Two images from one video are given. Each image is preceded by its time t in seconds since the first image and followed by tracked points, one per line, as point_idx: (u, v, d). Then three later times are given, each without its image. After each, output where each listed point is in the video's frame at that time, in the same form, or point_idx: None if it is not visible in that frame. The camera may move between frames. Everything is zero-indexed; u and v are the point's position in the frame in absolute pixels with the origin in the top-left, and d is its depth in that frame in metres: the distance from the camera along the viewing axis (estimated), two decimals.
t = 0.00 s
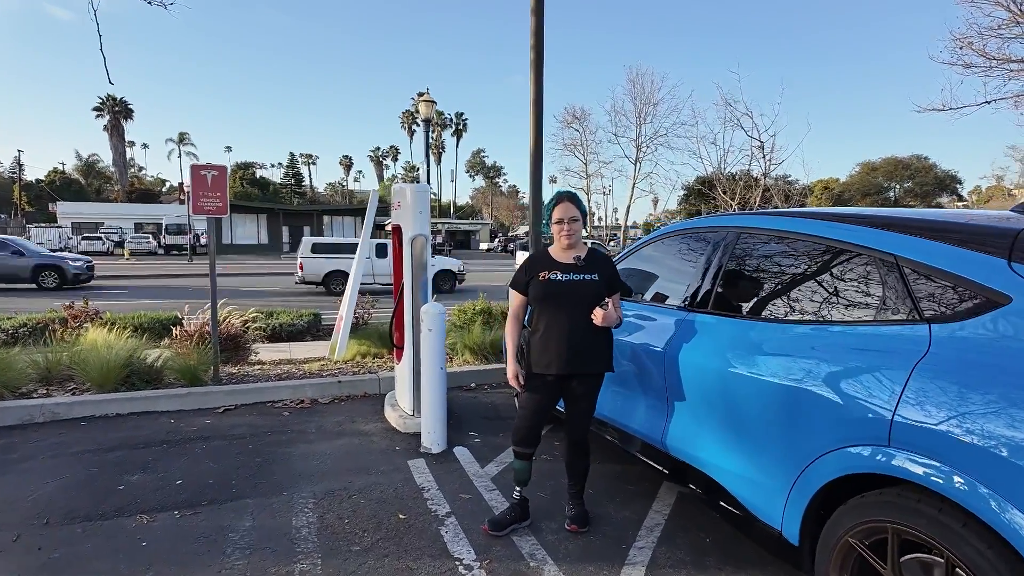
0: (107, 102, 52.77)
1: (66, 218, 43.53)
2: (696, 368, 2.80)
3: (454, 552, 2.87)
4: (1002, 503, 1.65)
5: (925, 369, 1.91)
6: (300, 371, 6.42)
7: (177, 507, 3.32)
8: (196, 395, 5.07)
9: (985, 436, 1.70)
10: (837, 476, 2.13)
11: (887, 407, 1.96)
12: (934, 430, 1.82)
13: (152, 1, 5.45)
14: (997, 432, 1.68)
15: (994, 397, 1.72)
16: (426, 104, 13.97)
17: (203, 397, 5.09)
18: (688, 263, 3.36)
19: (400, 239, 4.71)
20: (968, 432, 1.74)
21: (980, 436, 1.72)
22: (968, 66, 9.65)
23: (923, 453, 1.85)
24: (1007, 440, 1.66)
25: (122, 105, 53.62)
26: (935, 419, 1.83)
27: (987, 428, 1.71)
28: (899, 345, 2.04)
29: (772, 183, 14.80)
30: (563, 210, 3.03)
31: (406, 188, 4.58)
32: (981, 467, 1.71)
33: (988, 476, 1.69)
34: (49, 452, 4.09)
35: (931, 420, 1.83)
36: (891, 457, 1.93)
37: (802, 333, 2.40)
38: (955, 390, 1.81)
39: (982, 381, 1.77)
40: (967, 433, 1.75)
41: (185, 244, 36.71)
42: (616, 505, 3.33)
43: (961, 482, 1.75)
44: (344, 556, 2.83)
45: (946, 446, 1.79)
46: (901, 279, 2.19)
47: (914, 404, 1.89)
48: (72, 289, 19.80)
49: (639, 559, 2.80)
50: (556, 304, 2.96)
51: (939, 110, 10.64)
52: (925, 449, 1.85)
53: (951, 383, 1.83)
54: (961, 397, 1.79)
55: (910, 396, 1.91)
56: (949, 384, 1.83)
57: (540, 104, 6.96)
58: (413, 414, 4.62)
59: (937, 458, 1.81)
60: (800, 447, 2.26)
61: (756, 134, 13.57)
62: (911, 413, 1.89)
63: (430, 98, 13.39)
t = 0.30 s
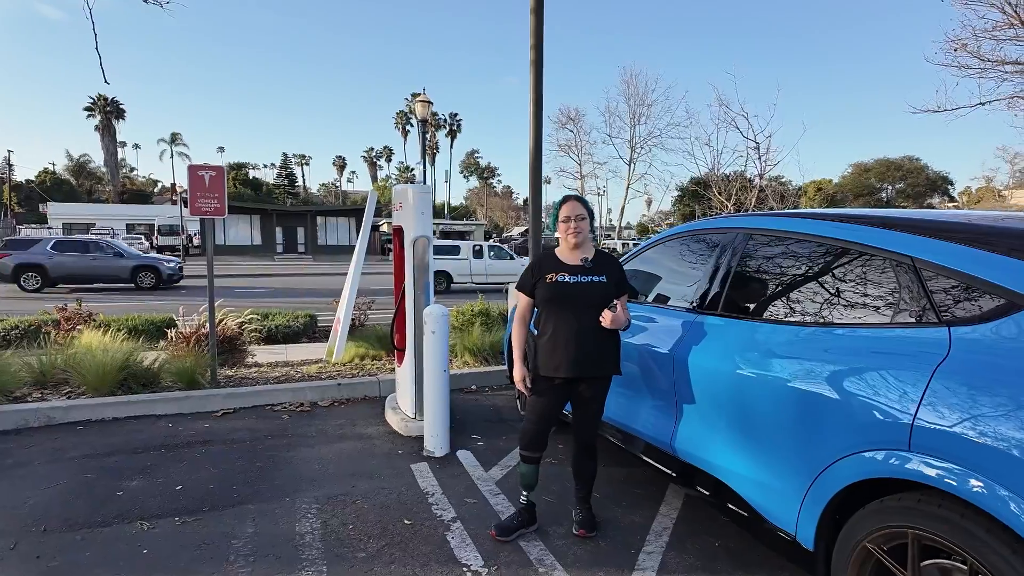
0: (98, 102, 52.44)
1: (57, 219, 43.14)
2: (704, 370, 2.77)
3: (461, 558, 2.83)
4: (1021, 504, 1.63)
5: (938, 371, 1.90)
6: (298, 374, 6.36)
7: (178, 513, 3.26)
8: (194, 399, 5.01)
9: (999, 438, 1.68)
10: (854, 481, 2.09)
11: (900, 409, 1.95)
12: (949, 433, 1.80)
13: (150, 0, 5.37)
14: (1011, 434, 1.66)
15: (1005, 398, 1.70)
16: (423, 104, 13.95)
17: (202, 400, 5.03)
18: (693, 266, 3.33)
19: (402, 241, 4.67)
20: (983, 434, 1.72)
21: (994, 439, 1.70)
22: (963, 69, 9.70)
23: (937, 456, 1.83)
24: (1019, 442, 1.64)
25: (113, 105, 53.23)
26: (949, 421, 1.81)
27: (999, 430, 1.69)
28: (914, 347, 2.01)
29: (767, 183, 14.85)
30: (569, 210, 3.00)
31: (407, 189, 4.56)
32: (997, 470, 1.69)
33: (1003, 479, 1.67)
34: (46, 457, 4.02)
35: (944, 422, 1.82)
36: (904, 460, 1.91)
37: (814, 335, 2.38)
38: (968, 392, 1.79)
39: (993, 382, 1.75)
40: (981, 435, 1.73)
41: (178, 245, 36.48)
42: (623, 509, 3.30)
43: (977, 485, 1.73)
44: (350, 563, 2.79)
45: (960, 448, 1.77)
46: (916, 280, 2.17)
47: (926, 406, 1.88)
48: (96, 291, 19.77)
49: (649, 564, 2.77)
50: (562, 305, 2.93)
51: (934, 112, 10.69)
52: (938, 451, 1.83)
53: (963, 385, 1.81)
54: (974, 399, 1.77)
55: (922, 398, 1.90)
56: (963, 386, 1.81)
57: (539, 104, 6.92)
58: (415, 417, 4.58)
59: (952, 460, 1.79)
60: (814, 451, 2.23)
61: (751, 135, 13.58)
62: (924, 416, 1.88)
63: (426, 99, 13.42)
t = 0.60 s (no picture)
0: (89, 102, 52.09)
1: (47, 219, 42.72)
2: (703, 368, 2.76)
3: (460, 558, 2.81)
4: None
5: (938, 368, 1.89)
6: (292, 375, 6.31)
7: (173, 515, 3.22)
8: (189, 400, 4.96)
9: (1000, 434, 1.68)
10: (856, 479, 2.09)
11: (900, 405, 1.94)
12: (950, 429, 1.80)
13: None
14: (1012, 430, 1.66)
15: (1005, 394, 1.70)
16: (417, 104, 13.95)
17: (196, 402, 4.98)
18: (690, 265, 3.32)
19: (398, 240, 4.64)
20: (984, 431, 1.72)
21: (995, 435, 1.69)
22: (954, 71, 9.76)
23: (939, 453, 1.83)
24: (1019, 438, 1.64)
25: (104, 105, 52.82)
26: (949, 417, 1.81)
27: (1000, 426, 1.68)
28: (914, 344, 2.01)
29: (760, 184, 14.89)
30: (568, 208, 2.98)
31: (403, 188, 4.53)
32: (999, 466, 1.68)
33: (1005, 476, 1.67)
34: (37, 460, 3.96)
35: (945, 419, 1.81)
36: (906, 457, 1.91)
37: (813, 333, 2.37)
38: (968, 389, 1.78)
39: (993, 378, 1.74)
40: (981, 431, 1.72)
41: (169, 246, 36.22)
42: (623, 509, 3.29)
43: (980, 481, 1.72)
44: (348, 565, 2.76)
45: (962, 445, 1.77)
46: (915, 277, 2.17)
47: (926, 403, 1.87)
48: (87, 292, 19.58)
49: (650, 564, 2.76)
50: (561, 303, 2.91)
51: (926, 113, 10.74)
52: (940, 447, 1.83)
53: (964, 381, 1.80)
54: (974, 395, 1.76)
55: (922, 395, 1.89)
56: (963, 382, 1.81)
57: (535, 104, 6.90)
58: (411, 418, 4.55)
59: (954, 457, 1.79)
60: (816, 448, 2.23)
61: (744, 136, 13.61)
62: (924, 412, 1.87)
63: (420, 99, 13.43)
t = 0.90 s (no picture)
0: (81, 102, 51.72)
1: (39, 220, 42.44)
2: (697, 368, 2.78)
3: (455, 558, 2.81)
4: (1012, 498, 1.65)
5: (928, 367, 1.91)
6: (287, 375, 6.30)
7: (166, 516, 3.21)
8: (182, 401, 4.94)
9: (990, 433, 1.70)
10: (848, 477, 2.11)
11: (891, 404, 1.96)
12: (939, 428, 1.82)
13: None
14: (1000, 429, 1.68)
15: (994, 392, 1.72)
16: (412, 104, 13.92)
17: (190, 403, 4.96)
18: (684, 265, 3.34)
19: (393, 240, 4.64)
20: (974, 429, 1.74)
21: (984, 433, 1.72)
22: (945, 72, 9.83)
23: (928, 451, 1.85)
24: (1008, 437, 1.66)
25: (97, 105, 52.53)
26: (939, 415, 1.83)
27: (989, 424, 1.71)
28: (905, 344, 2.03)
29: (754, 184, 14.95)
30: (564, 208, 2.99)
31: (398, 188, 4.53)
32: (988, 463, 1.71)
33: (994, 473, 1.69)
34: (29, 462, 3.94)
35: (935, 417, 1.83)
36: (896, 455, 1.93)
37: (805, 332, 2.39)
38: (958, 387, 1.80)
39: (982, 377, 1.76)
40: (971, 429, 1.74)
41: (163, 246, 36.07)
42: (617, 508, 3.31)
43: (969, 479, 1.74)
44: (343, 565, 2.76)
45: (951, 443, 1.79)
46: (906, 277, 2.19)
47: (916, 401, 1.89)
48: (81, 293, 19.47)
49: (643, 563, 2.77)
50: (556, 303, 2.92)
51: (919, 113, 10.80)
52: (930, 446, 1.85)
53: (954, 380, 1.82)
54: (964, 394, 1.78)
55: (912, 393, 1.91)
56: (953, 380, 1.83)
57: (529, 104, 6.91)
58: (406, 418, 4.55)
59: (944, 455, 1.81)
60: (807, 447, 2.25)
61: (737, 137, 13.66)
62: (914, 411, 1.89)
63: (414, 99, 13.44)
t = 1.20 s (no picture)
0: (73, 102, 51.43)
1: (30, 220, 42.14)
2: (689, 368, 2.79)
3: (447, 558, 2.81)
4: (998, 497, 1.67)
5: (916, 366, 1.93)
6: (280, 376, 6.28)
7: (158, 518, 3.20)
8: (175, 402, 4.92)
9: (977, 432, 1.72)
10: (837, 476, 2.12)
11: (880, 404, 1.98)
12: (927, 427, 1.83)
13: None
14: (987, 428, 1.70)
15: (982, 392, 1.74)
16: (406, 105, 13.89)
17: (183, 404, 4.95)
18: (677, 265, 3.35)
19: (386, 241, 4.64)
20: (961, 428, 1.76)
21: (972, 432, 1.73)
22: (937, 73, 9.89)
23: (916, 450, 1.86)
24: (994, 436, 1.68)
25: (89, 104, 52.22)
26: (927, 415, 1.84)
27: (976, 423, 1.72)
28: (893, 344, 2.05)
29: (747, 184, 15.01)
30: (556, 209, 2.99)
31: (391, 188, 4.53)
32: (974, 462, 1.72)
33: (980, 472, 1.71)
34: (20, 463, 3.92)
35: (923, 416, 1.85)
36: (885, 454, 1.95)
37: (796, 332, 2.41)
38: (946, 387, 1.82)
39: (969, 377, 1.78)
40: (958, 429, 1.76)
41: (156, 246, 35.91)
42: (609, 507, 3.32)
43: (955, 478, 1.76)
44: (335, 566, 2.76)
45: (938, 442, 1.81)
46: (895, 278, 2.21)
47: (905, 401, 1.91)
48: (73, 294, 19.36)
49: (635, 561, 2.78)
50: (548, 303, 2.93)
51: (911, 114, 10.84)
52: (917, 444, 1.86)
53: (942, 380, 1.84)
54: (952, 394, 1.80)
55: (901, 393, 1.93)
56: (940, 380, 1.85)
57: (523, 105, 6.92)
58: (400, 418, 4.55)
59: (931, 454, 1.82)
60: (797, 446, 2.26)
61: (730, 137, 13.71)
62: (903, 410, 1.91)
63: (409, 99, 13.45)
